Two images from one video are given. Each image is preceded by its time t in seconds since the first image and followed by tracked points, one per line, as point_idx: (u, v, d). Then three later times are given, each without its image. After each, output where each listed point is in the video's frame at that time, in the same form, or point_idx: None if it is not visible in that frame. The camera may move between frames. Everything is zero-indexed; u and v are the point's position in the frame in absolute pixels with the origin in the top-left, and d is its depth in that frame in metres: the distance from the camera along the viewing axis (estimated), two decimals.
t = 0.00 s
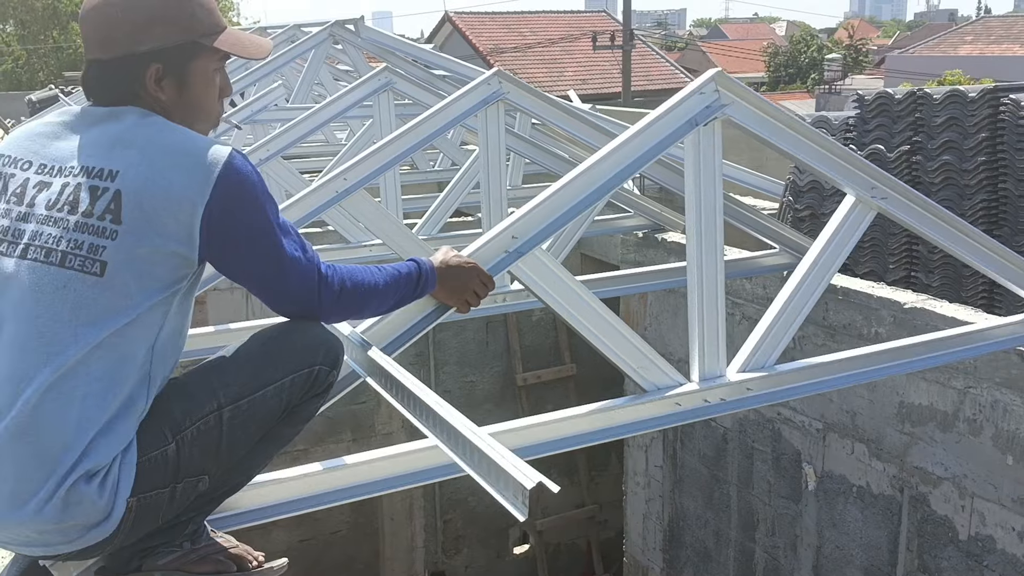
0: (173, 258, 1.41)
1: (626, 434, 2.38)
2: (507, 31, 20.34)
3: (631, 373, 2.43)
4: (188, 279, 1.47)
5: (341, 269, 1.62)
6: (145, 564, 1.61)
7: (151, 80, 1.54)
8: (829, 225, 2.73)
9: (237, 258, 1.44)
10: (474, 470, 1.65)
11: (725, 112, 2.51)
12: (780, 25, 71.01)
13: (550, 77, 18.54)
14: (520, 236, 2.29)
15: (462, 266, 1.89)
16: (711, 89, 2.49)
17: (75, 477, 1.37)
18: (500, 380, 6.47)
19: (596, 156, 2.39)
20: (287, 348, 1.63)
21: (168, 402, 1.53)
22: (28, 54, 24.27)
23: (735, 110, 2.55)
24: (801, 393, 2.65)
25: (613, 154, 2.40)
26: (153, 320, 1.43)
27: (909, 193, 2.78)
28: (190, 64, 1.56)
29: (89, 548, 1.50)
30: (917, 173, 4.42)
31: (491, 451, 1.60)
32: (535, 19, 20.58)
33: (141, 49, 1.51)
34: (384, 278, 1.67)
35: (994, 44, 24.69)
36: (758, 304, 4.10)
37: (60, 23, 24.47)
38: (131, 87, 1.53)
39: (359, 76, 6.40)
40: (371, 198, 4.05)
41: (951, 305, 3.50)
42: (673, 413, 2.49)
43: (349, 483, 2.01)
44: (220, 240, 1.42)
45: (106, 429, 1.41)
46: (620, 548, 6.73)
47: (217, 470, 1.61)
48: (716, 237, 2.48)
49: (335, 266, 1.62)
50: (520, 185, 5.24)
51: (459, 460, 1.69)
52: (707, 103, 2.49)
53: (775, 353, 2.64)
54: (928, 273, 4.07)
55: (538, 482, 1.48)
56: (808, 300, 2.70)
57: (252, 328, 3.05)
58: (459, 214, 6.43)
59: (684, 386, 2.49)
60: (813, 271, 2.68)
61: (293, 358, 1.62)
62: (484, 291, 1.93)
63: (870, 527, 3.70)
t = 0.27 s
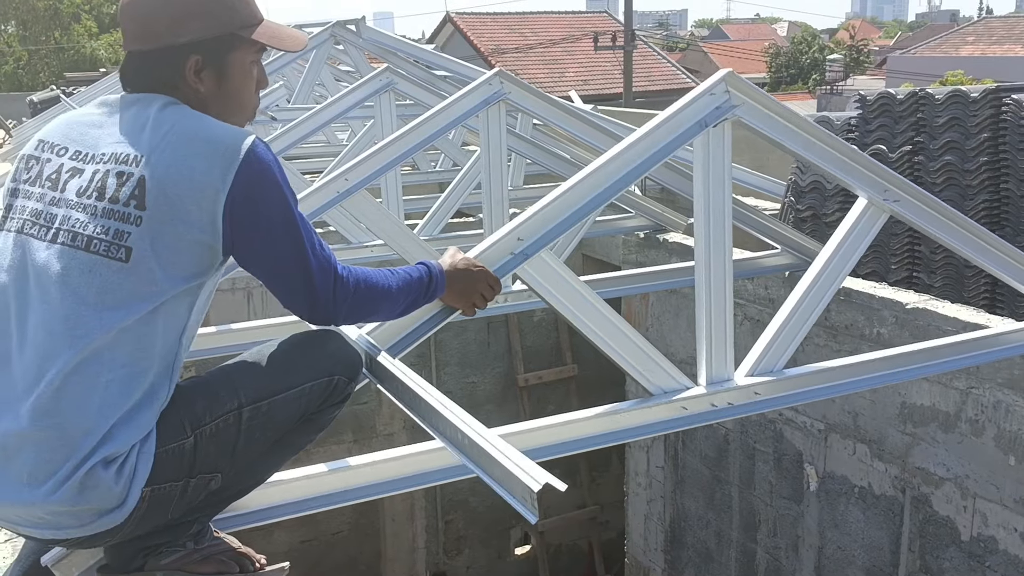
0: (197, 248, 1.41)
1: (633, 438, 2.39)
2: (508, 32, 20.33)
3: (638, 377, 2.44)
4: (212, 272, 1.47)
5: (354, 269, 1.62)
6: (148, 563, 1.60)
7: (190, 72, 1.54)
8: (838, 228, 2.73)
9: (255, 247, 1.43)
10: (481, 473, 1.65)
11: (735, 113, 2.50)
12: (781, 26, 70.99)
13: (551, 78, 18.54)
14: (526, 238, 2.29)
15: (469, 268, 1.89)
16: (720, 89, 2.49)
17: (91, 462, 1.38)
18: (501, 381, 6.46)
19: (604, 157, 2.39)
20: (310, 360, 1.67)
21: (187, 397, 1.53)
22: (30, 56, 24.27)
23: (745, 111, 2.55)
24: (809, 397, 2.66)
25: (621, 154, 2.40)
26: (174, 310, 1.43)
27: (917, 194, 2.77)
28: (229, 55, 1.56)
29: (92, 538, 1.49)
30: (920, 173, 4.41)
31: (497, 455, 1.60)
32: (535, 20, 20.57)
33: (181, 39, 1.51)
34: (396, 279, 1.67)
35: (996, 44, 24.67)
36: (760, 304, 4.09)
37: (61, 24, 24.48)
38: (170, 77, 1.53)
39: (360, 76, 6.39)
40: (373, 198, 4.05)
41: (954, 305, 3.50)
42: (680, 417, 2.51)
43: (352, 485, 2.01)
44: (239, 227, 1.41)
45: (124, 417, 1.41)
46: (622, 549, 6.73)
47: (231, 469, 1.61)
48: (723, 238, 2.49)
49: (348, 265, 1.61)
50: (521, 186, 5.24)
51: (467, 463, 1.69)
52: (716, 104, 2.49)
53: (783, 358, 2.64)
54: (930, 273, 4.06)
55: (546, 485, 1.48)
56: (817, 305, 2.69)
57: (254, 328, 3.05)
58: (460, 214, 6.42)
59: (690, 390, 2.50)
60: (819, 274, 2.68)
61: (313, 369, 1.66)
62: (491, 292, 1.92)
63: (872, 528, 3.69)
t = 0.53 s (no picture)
0: (186, 260, 1.41)
1: (633, 439, 2.39)
2: (510, 32, 20.34)
3: (639, 377, 2.43)
4: (202, 283, 1.47)
5: (345, 270, 1.62)
6: (149, 565, 1.60)
7: (169, 84, 1.54)
8: (836, 227, 2.73)
9: (245, 255, 1.43)
10: (480, 474, 1.64)
11: (723, 113, 2.52)
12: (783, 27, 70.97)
13: (553, 78, 18.53)
14: (520, 237, 2.28)
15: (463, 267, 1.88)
16: (708, 91, 2.50)
17: (94, 479, 1.38)
18: (503, 381, 6.46)
19: (593, 159, 2.39)
20: (303, 356, 1.66)
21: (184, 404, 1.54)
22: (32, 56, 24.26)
23: (734, 112, 2.56)
24: (810, 398, 2.65)
25: (614, 154, 2.39)
26: (167, 322, 1.43)
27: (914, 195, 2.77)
28: (207, 67, 1.57)
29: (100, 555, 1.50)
30: (922, 173, 4.41)
31: (496, 455, 1.60)
32: (537, 21, 20.58)
33: (160, 51, 1.51)
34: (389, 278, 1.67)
35: (998, 45, 24.65)
36: (762, 304, 4.09)
37: (62, 24, 24.49)
38: (149, 90, 1.53)
39: (362, 77, 6.40)
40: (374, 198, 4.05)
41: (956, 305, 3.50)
42: (682, 417, 2.50)
43: (352, 485, 2.00)
44: (229, 237, 1.41)
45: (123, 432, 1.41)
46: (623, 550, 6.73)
47: (232, 473, 1.61)
48: (719, 240, 2.49)
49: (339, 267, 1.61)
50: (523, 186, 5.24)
51: (466, 463, 1.69)
52: (704, 105, 2.50)
53: (784, 358, 2.63)
54: (932, 273, 4.06)
55: (544, 485, 1.48)
56: (816, 304, 2.69)
57: (255, 328, 3.05)
58: (462, 214, 6.42)
59: (691, 390, 2.49)
60: (818, 274, 2.68)
61: (306, 365, 1.65)
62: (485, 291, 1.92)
63: (874, 529, 3.68)
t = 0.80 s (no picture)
0: (165, 236, 1.41)
1: (636, 439, 2.39)
2: (512, 33, 20.34)
3: (641, 377, 2.44)
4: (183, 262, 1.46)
5: (335, 261, 1.61)
6: (149, 566, 1.61)
7: (154, 77, 1.55)
8: (843, 228, 2.73)
9: (221, 234, 1.43)
10: (482, 475, 1.64)
11: (736, 113, 2.50)
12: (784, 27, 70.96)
13: (555, 79, 18.54)
14: (528, 238, 2.29)
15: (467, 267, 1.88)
16: (721, 90, 2.48)
17: (68, 447, 1.36)
18: (504, 382, 6.45)
19: (602, 160, 2.39)
20: (289, 340, 1.62)
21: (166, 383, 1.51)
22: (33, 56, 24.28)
23: (746, 112, 2.54)
24: (813, 398, 2.65)
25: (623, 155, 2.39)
26: (145, 297, 1.43)
27: (921, 196, 2.77)
28: (193, 61, 1.57)
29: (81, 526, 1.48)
30: (923, 174, 4.40)
31: (498, 455, 1.60)
32: (538, 21, 20.59)
33: (145, 44, 1.52)
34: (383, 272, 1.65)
35: (1000, 45, 24.65)
36: (763, 305, 4.08)
37: (64, 24, 24.49)
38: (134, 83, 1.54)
39: (363, 77, 6.39)
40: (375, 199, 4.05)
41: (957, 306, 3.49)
42: (685, 417, 2.50)
43: (355, 485, 2.01)
44: (204, 215, 1.41)
45: (101, 404, 1.40)
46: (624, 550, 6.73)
47: (214, 456, 1.58)
48: (726, 239, 2.49)
49: (328, 258, 1.60)
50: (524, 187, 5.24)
51: (468, 463, 1.69)
52: (717, 104, 2.49)
53: (787, 359, 2.63)
54: (934, 274, 4.06)
55: (546, 486, 1.48)
56: (821, 306, 2.68)
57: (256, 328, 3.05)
58: (463, 215, 6.42)
59: (694, 391, 2.50)
60: (823, 276, 2.67)
61: (292, 349, 1.62)
62: (490, 293, 1.91)
63: (875, 529, 3.68)
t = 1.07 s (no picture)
0: (138, 174, 1.40)
1: (639, 439, 2.40)
2: (513, 33, 20.35)
3: (644, 378, 2.45)
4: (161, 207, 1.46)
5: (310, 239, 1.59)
6: (152, 564, 1.59)
7: (160, 31, 1.56)
8: (846, 229, 2.73)
9: (194, 181, 1.40)
10: (483, 474, 1.65)
11: (740, 114, 2.50)
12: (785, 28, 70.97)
13: (556, 79, 18.55)
14: (530, 240, 2.30)
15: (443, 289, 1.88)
16: (726, 91, 2.48)
17: (17, 365, 1.36)
18: (506, 382, 6.46)
19: (605, 161, 2.39)
20: (269, 307, 1.60)
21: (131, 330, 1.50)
22: (35, 57, 24.31)
23: (750, 113, 2.54)
24: (815, 400, 2.65)
25: (626, 157, 2.39)
26: (116, 234, 1.42)
27: (925, 197, 2.78)
28: (197, 16, 1.58)
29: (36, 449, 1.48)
30: (925, 175, 4.41)
31: (500, 455, 1.60)
32: (540, 22, 20.61)
33: None
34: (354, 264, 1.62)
35: (1001, 46, 24.65)
36: (765, 306, 4.09)
37: (66, 25, 24.51)
38: (140, 37, 1.55)
39: (365, 78, 6.40)
40: (377, 200, 4.06)
41: (958, 307, 3.50)
42: (687, 418, 2.50)
43: (357, 486, 2.01)
44: (180, 157, 1.39)
45: (60, 332, 1.40)
46: (626, 551, 6.74)
47: (175, 411, 1.56)
48: (728, 241, 2.49)
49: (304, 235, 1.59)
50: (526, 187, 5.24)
51: (471, 464, 1.69)
52: (722, 105, 2.48)
53: (789, 360, 2.64)
54: (935, 275, 4.06)
55: (547, 485, 1.49)
56: (823, 307, 2.69)
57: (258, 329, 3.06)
58: (465, 215, 6.43)
59: (696, 392, 2.51)
60: (826, 277, 2.68)
61: (269, 315, 1.59)
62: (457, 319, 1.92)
63: (877, 530, 3.68)
